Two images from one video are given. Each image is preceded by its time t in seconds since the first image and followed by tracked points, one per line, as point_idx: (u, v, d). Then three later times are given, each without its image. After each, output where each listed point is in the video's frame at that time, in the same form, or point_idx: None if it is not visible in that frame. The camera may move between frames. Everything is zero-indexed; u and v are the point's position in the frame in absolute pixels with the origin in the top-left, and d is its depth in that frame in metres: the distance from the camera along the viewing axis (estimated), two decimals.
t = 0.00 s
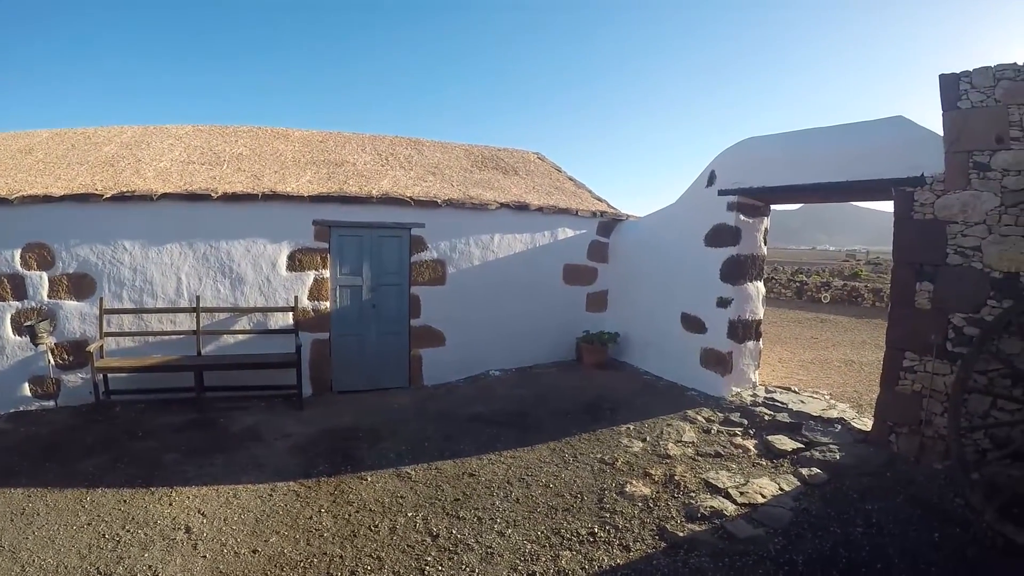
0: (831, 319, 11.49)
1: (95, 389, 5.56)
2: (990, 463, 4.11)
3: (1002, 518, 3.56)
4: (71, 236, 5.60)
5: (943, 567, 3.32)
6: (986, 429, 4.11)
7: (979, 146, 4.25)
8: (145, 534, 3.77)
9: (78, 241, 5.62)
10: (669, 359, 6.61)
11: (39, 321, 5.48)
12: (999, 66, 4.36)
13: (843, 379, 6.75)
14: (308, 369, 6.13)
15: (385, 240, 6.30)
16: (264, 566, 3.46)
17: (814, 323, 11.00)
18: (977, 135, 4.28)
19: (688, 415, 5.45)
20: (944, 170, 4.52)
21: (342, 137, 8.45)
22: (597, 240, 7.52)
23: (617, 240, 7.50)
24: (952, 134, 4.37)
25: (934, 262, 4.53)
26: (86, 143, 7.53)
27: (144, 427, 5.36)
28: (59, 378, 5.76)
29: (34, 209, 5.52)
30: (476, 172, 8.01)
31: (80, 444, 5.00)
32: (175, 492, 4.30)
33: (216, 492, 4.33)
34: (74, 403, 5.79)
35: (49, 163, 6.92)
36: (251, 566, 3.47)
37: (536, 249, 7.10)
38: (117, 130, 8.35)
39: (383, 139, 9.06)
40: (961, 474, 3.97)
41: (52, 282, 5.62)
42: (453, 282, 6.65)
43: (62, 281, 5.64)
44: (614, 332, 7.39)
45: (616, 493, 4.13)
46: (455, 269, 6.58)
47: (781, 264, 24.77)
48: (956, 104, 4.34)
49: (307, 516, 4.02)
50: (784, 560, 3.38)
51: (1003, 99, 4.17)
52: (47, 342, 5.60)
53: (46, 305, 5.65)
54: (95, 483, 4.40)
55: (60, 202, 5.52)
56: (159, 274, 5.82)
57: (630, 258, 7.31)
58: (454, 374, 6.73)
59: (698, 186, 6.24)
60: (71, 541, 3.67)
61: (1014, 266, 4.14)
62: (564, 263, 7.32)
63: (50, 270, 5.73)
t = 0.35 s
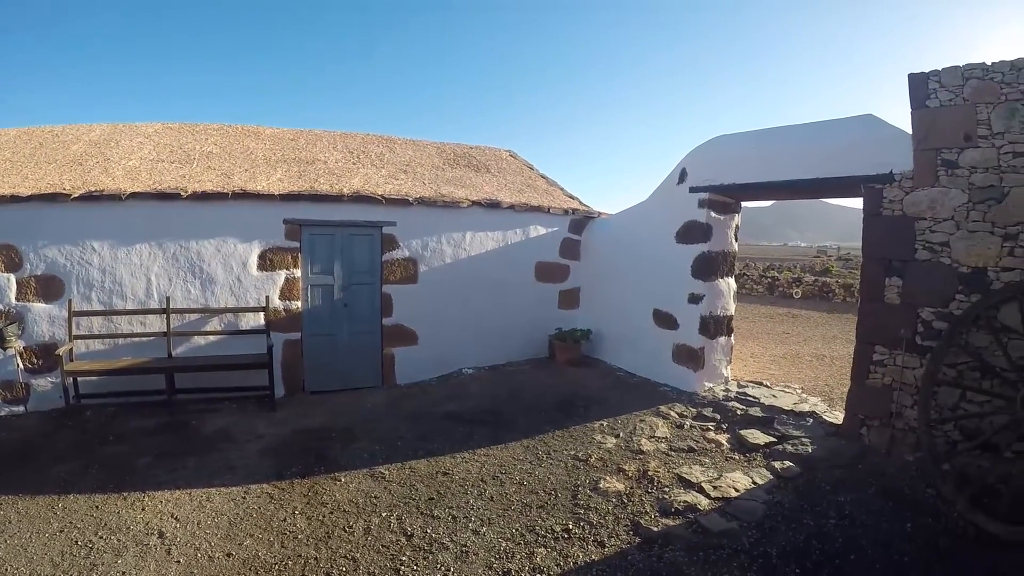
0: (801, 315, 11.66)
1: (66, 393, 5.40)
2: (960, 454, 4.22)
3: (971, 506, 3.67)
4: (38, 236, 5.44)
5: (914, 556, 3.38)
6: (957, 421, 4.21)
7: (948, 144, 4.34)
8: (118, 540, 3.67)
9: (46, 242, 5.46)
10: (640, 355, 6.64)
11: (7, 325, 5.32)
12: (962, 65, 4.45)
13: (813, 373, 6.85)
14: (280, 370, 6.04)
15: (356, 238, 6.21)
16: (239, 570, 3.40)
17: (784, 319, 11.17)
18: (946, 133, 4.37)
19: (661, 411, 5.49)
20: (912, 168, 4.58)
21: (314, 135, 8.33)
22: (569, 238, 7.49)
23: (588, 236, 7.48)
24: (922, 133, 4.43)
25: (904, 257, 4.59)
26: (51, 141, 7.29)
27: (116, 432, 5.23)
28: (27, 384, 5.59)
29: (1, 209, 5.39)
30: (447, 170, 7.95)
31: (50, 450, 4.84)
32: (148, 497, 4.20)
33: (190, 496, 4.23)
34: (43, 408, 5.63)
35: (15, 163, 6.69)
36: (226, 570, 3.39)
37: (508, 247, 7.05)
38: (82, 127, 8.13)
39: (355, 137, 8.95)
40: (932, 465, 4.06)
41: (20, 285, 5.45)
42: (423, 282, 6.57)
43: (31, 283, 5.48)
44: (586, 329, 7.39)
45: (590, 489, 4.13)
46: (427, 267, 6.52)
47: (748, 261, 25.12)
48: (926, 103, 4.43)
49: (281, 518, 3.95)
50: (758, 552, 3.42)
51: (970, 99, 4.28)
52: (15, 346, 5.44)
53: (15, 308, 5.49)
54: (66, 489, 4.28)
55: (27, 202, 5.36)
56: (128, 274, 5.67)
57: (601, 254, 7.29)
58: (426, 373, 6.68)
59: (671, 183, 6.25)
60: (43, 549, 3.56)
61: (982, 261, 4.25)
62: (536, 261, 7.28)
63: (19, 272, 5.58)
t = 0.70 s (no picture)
0: (782, 312, 11.77)
1: (46, 395, 5.29)
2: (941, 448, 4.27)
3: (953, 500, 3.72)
4: (16, 236, 5.33)
5: (896, 549, 3.42)
6: (936, 416, 4.24)
7: (927, 142, 4.38)
8: (100, 543, 3.62)
9: (24, 241, 5.35)
10: (621, 351, 6.65)
11: None
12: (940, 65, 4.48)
13: (794, 369, 6.91)
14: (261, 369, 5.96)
15: (336, 236, 6.15)
16: (221, 571, 3.36)
17: (765, 315, 11.26)
18: (925, 132, 4.41)
19: (643, 407, 5.51)
20: (893, 166, 4.60)
21: (295, 132, 8.25)
22: (551, 235, 7.53)
23: (570, 234, 7.48)
24: (903, 131, 4.45)
25: (884, 254, 4.63)
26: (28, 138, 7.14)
27: (97, 433, 5.15)
28: (8, 386, 5.49)
29: None
30: (428, 168, 7.90)
31: (30, 453, 4.76)
32: (130, 499, 4.13)
33: (171, 497, 4.17)
34: (23, 410, 5.52)
35: None
36: (209, 572, 3.35)
37: (490, 245, 7.04)
38: (61, 125, 7.98)
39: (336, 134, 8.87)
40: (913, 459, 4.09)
41: None
42: (406, 280, 6.53)
43: (8, 283, 5.36)
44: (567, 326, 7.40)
45: (573, 486, 4.13)
46: (408, 265, 6.49)
47: (730, 258, 25.30)
48: (905, 102, 4.46)
49: (263, 518, 3.91)
50: (741, 547, 3.44)
51: (949, 98, 4.31)
52: None
53: None
54: (47, 491, 4.20)
55: (5, 200, 5.25)
56: (108, 274, 5.58)
57: (583, 252, 7.29)
58: (408, 371, 6.66)
59: (652, 180, 6.25)
60: (24, 553, 3.50)
61: (961, 258, 4.28)
62: (518, 258, 7.29)
63: None
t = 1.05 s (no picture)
0: (759, 311, 11.89)
1: (19, 393, 5.17)
2: (915, 446, 4.32)
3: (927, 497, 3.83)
4: None
5: (870, 545, 3.47)
6: (911, 414, 4.29)
7: (904, 145, 4.44)
8: (75, 544, 3.54)
9: None
10: (599, 350, 6.67)
11: None
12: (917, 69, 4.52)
13: (770, 367, 6.99)
14: (238, 367, 5.88)
15: (314, 233, 6.09)
16: (197, 571, 3.31)
17: (743, 314, 11.37)
18: (903, 135, 4.46)
19: (620, 405, 5.53)
20: (869, 168, 4.64)
21: (273, 127, 8.14)
22: (529, 233, 7.49)
23: (549, 233, 7.46)
24: (881, 133, 4.49)
25: (860, 254, 4.66)
26: None
27: (71, 433, 5.04)
28: None
29: None
30: (407, 165, 7.84)
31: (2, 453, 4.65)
32: (106, 499, 4.06)
33: (147, 497, 4.11)
34: None
35: None
36: (184, 572, 3.30)
37: (468, 243, 7.00)
38: (34, 117, 7.79)
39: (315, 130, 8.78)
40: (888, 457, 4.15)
41: None
42: (384, 278, 6.51)
43: None
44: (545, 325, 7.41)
45: (550, 484, 4.13)
46: (386, 263, 6.45)
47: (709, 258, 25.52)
48: (883, 105, 4.51)
49: (240, 518, 3.86)
50: (717, 544, 3.47)
51: (926, 102, 4.37)
52: None
53: None
54: (19, 492, 4.11)
55: None
56: (83, 270, 5.46)
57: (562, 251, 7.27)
58: (385, 369, 6.61)
59: (630, 180, 6.27)
60: None
61: (936, 259, 4.34)
62: (495, 257, 7.26)
63: None
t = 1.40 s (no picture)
0: (733, 309, 12.01)
1: None
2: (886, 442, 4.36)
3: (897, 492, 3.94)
4: None
5: (842, 539, 3.53)
6: (882, 410, 4.32)
7: (878, 146, 4.49)
8: (46, 546, 3.46)
9: None
10: (574, 347, 6.67)
11: None
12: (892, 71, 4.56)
13: (742, 365, 7.07)
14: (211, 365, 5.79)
15: (287, 229, 6.03)
16: (170, 572, 3.25)
17: (716, 312, 11.49)
18: (875, 136, 4.51)
19: (594, 402, 5.54)
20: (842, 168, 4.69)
21: (247, 121, 8.02)
22: (503, 230, 7.48)
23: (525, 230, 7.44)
24: (853, 134, 4.55)
25: (832, 253, 4.70)
26: None
27: (41, 432, 4.93)
28: None
29: None
30: (382, 161, 7.77)
31: None
32: (77, 500, 3.97)
33: (120, 497, 4.03)
34: None
35: None
36: (157, 573, 3.24)
37: (442, 240, 6.97)
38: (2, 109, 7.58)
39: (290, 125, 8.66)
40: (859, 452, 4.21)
41: None
42: (358, 274, 6.47)
43: None
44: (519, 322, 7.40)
45: (524, 481, 4.14)
46: (360, 259, 6.40)
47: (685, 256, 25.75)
48: (857, 105, 4.56)
49: (214, 518, 3.81)
50: (691, 539, 3.49)
51: (900, 104, 4.42)
52: None
53: None
54: None
55: None
56: (54, 266, 5.33)
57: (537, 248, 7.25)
58: (359, 366, 6.57)
59: (605, 178, 6.28)
60: None
61: (907, 258, 4.39)
62: (470, 254, 7.24)
63: None
